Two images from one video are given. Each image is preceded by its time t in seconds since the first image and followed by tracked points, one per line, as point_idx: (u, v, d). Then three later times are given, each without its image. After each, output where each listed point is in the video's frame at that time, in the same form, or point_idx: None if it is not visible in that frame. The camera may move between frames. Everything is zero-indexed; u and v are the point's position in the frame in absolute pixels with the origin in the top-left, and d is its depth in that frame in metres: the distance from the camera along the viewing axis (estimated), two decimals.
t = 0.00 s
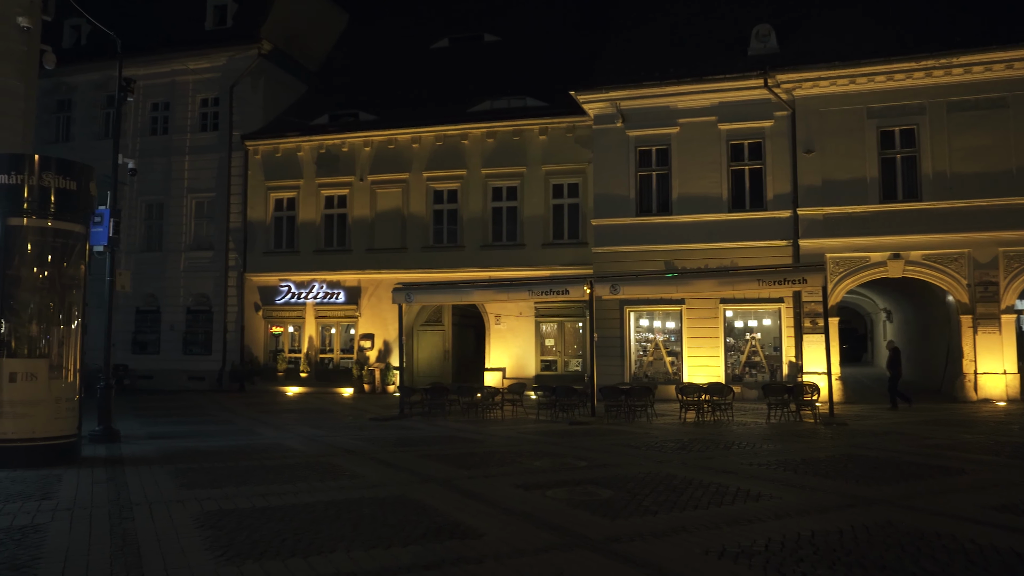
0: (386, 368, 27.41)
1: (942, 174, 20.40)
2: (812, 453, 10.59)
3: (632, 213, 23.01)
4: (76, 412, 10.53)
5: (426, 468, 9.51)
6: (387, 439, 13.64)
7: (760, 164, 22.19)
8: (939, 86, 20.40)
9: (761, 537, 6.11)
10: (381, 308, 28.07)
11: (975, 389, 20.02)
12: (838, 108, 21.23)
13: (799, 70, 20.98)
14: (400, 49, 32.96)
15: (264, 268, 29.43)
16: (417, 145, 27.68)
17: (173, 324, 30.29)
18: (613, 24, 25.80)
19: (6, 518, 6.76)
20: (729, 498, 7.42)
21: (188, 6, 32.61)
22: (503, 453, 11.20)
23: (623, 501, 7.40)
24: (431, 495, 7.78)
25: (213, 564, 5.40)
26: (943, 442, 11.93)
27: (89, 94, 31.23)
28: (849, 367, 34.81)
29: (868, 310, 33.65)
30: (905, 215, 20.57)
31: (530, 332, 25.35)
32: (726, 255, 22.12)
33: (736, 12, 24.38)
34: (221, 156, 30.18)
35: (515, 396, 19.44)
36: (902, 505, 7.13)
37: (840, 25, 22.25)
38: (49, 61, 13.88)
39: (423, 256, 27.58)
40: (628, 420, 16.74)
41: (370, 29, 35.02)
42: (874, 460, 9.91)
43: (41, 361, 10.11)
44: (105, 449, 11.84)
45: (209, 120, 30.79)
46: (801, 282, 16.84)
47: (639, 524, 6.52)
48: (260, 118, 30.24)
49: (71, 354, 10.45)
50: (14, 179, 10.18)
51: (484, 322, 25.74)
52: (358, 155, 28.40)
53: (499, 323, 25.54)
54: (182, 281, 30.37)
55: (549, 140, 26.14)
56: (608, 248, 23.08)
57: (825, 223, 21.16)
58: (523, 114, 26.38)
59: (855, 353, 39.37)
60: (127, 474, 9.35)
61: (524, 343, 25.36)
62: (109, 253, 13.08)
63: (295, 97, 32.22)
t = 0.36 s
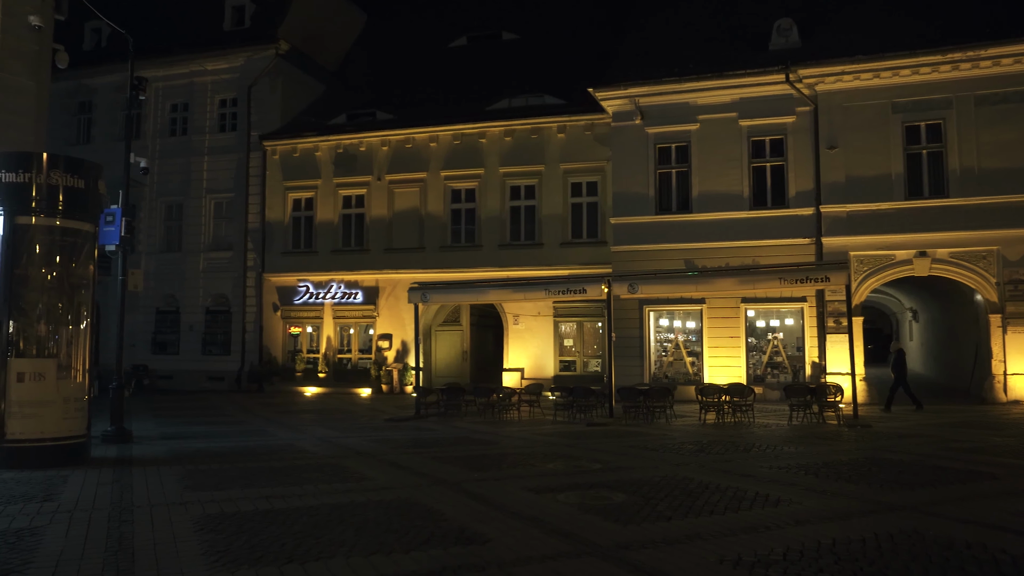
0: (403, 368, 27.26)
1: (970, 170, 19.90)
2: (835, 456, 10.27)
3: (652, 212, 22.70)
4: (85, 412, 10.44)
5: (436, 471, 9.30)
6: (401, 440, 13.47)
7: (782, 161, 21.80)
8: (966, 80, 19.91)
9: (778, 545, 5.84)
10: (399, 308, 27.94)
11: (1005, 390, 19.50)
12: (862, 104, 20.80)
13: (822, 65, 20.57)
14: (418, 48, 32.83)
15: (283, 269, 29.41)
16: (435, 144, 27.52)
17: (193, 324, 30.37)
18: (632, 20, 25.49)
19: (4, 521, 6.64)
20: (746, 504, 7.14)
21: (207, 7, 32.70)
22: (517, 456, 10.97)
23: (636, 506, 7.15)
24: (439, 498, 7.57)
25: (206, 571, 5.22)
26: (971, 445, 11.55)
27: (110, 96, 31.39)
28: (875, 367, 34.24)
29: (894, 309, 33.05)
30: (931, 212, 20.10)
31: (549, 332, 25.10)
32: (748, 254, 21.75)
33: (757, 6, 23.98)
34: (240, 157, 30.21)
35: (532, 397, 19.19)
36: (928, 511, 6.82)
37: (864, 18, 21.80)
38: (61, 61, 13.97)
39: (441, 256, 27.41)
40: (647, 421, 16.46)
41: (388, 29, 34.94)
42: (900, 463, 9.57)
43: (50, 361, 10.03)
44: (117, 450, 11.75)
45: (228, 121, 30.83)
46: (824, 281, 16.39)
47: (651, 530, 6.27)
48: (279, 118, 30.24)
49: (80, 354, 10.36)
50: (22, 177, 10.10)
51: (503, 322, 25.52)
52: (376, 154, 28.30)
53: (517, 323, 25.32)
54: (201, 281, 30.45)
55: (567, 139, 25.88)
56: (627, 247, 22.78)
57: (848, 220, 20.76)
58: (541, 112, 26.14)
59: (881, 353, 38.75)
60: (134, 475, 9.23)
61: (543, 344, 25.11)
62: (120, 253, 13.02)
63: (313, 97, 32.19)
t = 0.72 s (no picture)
0: (421, 369, 27.11)
1: (998, 165, 19.41)
2: (858, 461, 9.93)
3: (670, 210, 22.38)
4: (93, 414, 10.34)
5: (445, 474, 9.09)
6: (413, 441, 13.27)
7: (803, 157, 21.41)
8: (993, 73, 19.42)
9: (795, 557, 5.57)
10: (416, 308, 27.80)
11: None
12: (885, 98, 20.36)
13: (843, 59, 20.16)
14: (435, 47, 32.67)
15: (300, 269, 29.36)
16: (451, 143, 27.34)
17: (211, 324, 30.41)
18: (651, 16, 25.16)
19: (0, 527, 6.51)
20: (763, 511, 6.86)
21: (225, 7, 32.72)
22: (530, 458, 10.75)
23: (648, 513, 6.89)
24: (445, 504, 7.35)
25: None
26: (1000, 448, 11.16)
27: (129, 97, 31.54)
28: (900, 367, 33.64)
29: (919, 308, 32.46)
30: (957, 209, 19.62)
31: (567, 332, 24.85)
32: (769, 252, 21.38)
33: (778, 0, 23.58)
34: (257, 157, 30.21)
35: (549, 398, 18.94)
36: (955, 521, 6.51)
37: (887, 11, 21.34)
38: (72, 60, 13.87)
39: (458, 256, 27.22)
40: (665, 422, 16.16)
41: (406, 27, 34.85)
42: (926, 468, 9.22)
43: (56, 362, 9.94)
44: (126, 451, 11.65)
45: (246, 121, 30.84)
46: (846, 280, 15.98)
47: (662, 539, 6.02)
48: (296, 118, 30.21)
49: (87, 355, 10.26)
50: (28, 176, 10.00)
51: (520, 322, 25.31)
52: (393, 154, 28.20)
53: (535, 323, 25.10)
54: (220, 281, 30.48)
55: (585, 137, 25.61)
56: (645, 246, 22.48)
57: (871, 218, 20.34)
58: (558, 110, 25.87)
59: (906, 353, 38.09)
60: (140, 477, 9.11)
61: (561, 344, 24.86)
62: (131, 252, 12.94)
63: (331, 97, 32.14)
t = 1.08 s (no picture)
0: (435, 369, 26.92)
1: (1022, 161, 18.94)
2: (878, 464, 9.60)
3: (686, 208, 22.07)
4: (97, 414, 10.22)
5: (451, 477, 8.87)
6: (423, 443, 13.07)
7: (822, 154, 21.02)
8: (1017, 66, 18.95)
9: (810, 567, 5.30)
10: (430, 308, 27.61)
11: None
12: (906, 93, 19.93)
13: (863, 54, 19.76)
14: (450, 46, 32.49)
15: (314, 268, 29.28)
16: (465, 141, 27.13)
17: (226, 324, 30.40)
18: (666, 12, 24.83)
19: None
20: (778, 518, 6.59)
21: (239, 7, 32.72)
22: (539, 461, 10.52)
23: (657, 519, 6.62)
24: (448, 509, 7.13)
25: None
26: None
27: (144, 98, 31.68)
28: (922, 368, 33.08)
29: (941, 308, 31.90)
30: (980, 206, 19.16)
31: (582, 331, 24.57)
32: (787, 250, 21.02)
33: None
34: (271, 157, 30.16)
35: (563, 398, 18.68)
36: (980, 530, 6.20)
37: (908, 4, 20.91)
38: (81, 58, 13.89)
39: (472, 255, 27.01)
40: (681, 424, 15.87)
41: (420, 26, 34.70)
42: (949, 473, 8.89)
43: (59, 361, 9.83)
44: (132, 452, 11.54)
45: (260, 120, 30.78)
46: (866, 278, 15.62)
47: (670, 547, 5.77)
48: (310, 117, 30.13)
49: (90, 354, 10.14)
50: (30, 174, 9.90)
51: (535, 322, 25.07)
52: (407, 152, 28.04)
53: (549, 322, 24.85)
54: (234, 281, 30.46)
55: (600, 134, 25.34)
56: (661, 244, 22.18)
57: (892, 215, 19.91)
58: (573, 107, 25.60)
59: (928, 353, 37.47)
60: (142, 479, 8.97)
61: (576, 344, 24.59)
62: (138, 251, 12.87)
63: (345, 96, 32.05)
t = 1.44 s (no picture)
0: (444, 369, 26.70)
1: None
2: (893, 469, 9.30)
3: (697, 206, 21.78)
4: (93, 415, 10.07)
5: (452, 482, 8.66)
6: (427, 445, 12.86)
7: (835, 151, 20.68)
8: None
9: None
10: (439, 307, 27.40)
11: None
12: (922, 88, 19.56)
13: (877, 48, 19.40)
14: (459, 43, 32.27)
15: (323, 268, 29.14)
16: (474, 140, 26.91)
17: (235, 324, 30.33)
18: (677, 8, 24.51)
19: None
20: (787, 526, 6.32)
21: (249, 7, 32.64)
22: (544, 464, 10.29)
23: (660, 527, 6.38)
24: (444, 515, 6.90)
25: None
26: None
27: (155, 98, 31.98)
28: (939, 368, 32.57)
29: (958, 307, 31.38)
30: (998, 203, 18.76)
31: (592, 332, 24.30)
32: (800, 249, 20.68)
33: None
34: (281, 156, 30.06)
35: (572, 399, 18.42)
36: (1001, 541, 5.89)
37: None
38: (81, 55, 13.74)
39: (481, 254, 26.78)
40: (691, 425, 15.60)
41: (430, 24, 34.50)
42: (967, 478, 8.58)
43: (55, 362, 9.68)
44: (131, 454, 11.40)
45: (269, 120, 30.68)
46: (880, 276, 15.28)
47: (672, 557, 5.51)
48: (319, 116, 30.00)
49: (87, 355, 9.99)
50: (26, 172, 9.75)
51: (544, 322, 24.83)
52: (416, 151, 27.85)
53: (559, 322, 24.60)
54: (244, 281, 30.37)
55: (610, 132, 25.05)
56: (672, 243, 21.90)
57: (907, 212, 19.53)
58: (583, 105, 25.33)
59: (945, 353, 36.90)
60: (138, 483, 8.80)
61: (586, 344, 24.33)
62: (140, 250, 12.77)
63: (354, 95, 31.90)
